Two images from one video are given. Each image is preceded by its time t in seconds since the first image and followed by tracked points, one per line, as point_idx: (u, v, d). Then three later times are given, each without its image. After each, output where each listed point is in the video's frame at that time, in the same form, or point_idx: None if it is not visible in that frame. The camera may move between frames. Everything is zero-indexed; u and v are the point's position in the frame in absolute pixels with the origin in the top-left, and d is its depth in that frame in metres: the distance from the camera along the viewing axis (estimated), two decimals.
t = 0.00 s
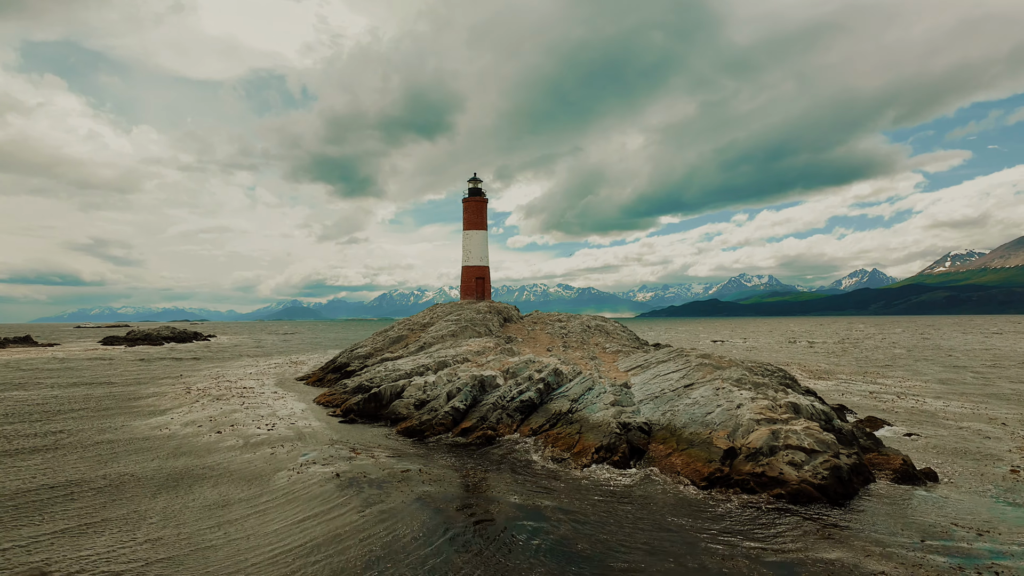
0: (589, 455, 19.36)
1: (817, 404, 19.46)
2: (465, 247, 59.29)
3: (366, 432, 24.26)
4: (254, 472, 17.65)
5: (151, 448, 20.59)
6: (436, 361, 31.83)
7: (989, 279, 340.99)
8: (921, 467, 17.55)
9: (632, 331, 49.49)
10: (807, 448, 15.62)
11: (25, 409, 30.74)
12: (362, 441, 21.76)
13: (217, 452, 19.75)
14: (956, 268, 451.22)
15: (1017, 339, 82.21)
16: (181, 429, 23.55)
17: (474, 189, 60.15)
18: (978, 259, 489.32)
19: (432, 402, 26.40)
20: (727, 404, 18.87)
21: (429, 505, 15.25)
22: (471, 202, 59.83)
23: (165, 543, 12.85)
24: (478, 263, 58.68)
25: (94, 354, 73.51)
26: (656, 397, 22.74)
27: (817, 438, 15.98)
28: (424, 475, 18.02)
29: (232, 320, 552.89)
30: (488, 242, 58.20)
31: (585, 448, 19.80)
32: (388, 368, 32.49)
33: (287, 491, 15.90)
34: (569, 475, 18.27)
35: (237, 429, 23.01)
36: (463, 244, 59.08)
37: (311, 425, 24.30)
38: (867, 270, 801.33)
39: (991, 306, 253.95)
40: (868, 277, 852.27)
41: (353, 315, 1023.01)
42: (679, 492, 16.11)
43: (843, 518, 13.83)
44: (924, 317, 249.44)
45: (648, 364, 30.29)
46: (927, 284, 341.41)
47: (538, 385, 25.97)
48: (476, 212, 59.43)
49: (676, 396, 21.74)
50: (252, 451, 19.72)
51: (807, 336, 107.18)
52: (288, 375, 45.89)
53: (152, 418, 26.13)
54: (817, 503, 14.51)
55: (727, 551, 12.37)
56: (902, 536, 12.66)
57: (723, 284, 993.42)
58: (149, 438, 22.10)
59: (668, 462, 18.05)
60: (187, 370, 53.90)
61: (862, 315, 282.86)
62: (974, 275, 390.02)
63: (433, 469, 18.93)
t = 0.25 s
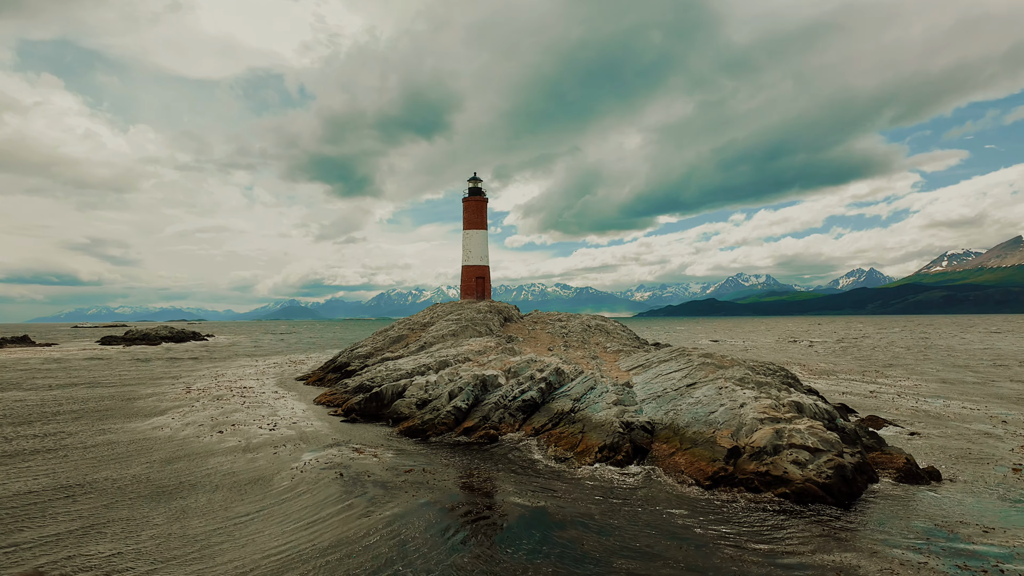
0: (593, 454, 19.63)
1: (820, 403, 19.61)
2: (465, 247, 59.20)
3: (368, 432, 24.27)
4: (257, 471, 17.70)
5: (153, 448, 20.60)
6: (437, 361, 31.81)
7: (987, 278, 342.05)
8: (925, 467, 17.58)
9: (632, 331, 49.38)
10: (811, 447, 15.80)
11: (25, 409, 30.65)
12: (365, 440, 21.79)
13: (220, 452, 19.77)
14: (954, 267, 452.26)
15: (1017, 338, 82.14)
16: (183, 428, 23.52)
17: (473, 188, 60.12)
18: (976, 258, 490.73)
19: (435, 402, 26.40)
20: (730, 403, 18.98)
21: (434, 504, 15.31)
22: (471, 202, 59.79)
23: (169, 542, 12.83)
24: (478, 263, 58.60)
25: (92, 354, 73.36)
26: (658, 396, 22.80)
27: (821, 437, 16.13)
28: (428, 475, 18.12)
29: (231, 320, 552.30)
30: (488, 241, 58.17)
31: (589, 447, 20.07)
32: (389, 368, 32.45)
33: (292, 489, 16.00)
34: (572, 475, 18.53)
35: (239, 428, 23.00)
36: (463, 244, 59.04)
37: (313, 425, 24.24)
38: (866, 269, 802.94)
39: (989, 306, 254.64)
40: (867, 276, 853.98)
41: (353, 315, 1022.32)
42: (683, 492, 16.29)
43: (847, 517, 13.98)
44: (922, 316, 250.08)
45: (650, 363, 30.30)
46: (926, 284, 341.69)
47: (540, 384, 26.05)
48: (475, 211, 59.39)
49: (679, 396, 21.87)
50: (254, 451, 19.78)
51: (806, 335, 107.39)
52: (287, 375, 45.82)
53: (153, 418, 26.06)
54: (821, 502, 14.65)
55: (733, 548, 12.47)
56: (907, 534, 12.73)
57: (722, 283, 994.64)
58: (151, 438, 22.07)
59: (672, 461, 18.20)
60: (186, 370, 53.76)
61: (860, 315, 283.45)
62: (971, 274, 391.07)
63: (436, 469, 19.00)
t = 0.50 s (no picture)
0: (596, 454, 19.68)
1: (823, 403, 19.74)
2: (464, 246, 59.11)
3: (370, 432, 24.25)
4: (260, 470, 17.72)
5: (154, 448, 20.60)
6: (438, 360, 31.76)
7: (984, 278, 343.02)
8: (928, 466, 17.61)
9: (632, 330, 49.34)
10: (815, 446, 15.93)
11: (24, 409, 30.56)
12: (366, 440, 21.76)
13: (223, 451, 19.79)
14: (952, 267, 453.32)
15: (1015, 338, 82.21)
16: (184, 428, 23.48)
17: (473, 187, 60.03)
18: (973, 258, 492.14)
19: (436, 401, 26.37)
20: (733, 403, 19.08)
21: (437, 505, 15.33)
22: (471, 201, 59.67)
23: (174, 543, 12.84)
24: (477, 263, 58.53)
25: (90, 353, 73.17)
26: (660, 396, 22.88)
27: (825, 436, 16.24)
28: (432, 475, 18.15)
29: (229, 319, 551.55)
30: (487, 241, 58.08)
31: (592, 447, 20.13)
32: (390, 367, 32.36)
33: (296, 489, 16.04)
34: (576, 476, 18.54)
35: (240, 428, 22.97)
36: (462, 243, 58.94)
37: (314, 425, 24.20)
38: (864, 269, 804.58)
39: (987, 305, 255.28)
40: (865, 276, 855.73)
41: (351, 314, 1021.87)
42: (688, 492, 16.42)
43: (851, 516, 14.09)
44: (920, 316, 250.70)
45: (651, 363, 30.31)
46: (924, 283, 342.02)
47: (541, 384, 26.07)
48: (475, 211, 59.31)
49: (681, 395, 21.94)
50: (256, 450, 19.78)
51: (805, 335, 107.53)
52: (286, 375, 45.71)
53: (154, 418, 26.01)
54: (825, 501, 14.75)
55: (738, 547, 12.55)
56: (910, 532, 12.79)
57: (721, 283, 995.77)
58: (152, 438, 22.04)
59: (675, 460, 18.34)
60: (185, 369, 53.59)
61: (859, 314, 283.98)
62: (969, 274, 392.06)
63: (439, 469, 19.03)
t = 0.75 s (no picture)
0: (591, 453, 19.77)
1: (815, 402, 20.05)
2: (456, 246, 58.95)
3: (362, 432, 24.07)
4: (253, 471, 17.58)
5: (144, 449, 20.35)
6: (430, 361, 31.61)
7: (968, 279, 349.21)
8: (918, 464, 17.85)
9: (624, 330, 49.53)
10: (808, 446, 16.08)
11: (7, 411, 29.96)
12: (359, 440, 21.62)
13: (214, 452, 19.59)
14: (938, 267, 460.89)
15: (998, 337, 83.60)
16: (173, 429, 23.18)
17: (465, 187, 59.89)
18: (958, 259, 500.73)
19: (429, 402, 26.29)
20: (726, 402, 19.29)
21: (433, 505, 15.28)
22: (462, 201, 59.50)
23: (168, 545, 12.71)
24: (469, 263, 58.39)
25: (75, 354, 71.98)
26: (653, 395, 23.07)
27: (817, 436, 16.43)
28: (426, 476, 18.08)
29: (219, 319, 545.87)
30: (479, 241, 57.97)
31: (586, 447, 20.24)
32: (381, 367, 32.11)
33: (290, 490, 15.89)
34: (572, 475, 18.59)
35: (231, 429, 22.73)
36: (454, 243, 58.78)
37: (306, 425, 24.00)
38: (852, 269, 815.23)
39: (971, 305, 259.81)
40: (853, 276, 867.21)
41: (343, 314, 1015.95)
42: (682, 492, 16.51)
43: (844, 515, 14.26)
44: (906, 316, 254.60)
45: (644, 362, 30.45)
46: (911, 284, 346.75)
47: (535, 383, 26.10)
48: (467, 211, 59.17)
49: (674, 395, 22.11)
50: (247, 451, 19.58)
51: (793, 335, 108.78)
52: (277, 375, 45.28)
53: (143, 419, 25.65)
54: (819, 500, 14.87)
55: (735, 546, 12.63)
56: (904, 530, 12.95)
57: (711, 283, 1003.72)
58: (141, 439, 21.75)
59: (669, 459, 18.48)
60: (172, 370, 52.81)
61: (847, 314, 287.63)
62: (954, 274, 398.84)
63: (434, 470, 18.96)
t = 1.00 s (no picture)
0: (580, 453, 20.13)
1: (800, 402, 20.49)
2: (442, 246, 58.80)
3: (350, 433, 23.92)
4: (239, 473, 17.35)
5: (125, 451, 19.91)
6: (418, 361, 31.53)
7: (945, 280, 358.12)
8: (898, 462, 18.33)
9: (609, 331, 50.06)
10: (794, 444, 16.37)
11: None
12: (348, 441, 21.48)
13: (200, 454, 19.29)
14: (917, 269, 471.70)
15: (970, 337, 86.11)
16: (156, 431, 22.70)
17: (451, 187, 59.79)
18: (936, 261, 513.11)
19: (417, 402, 26.25)
20: (713, 402, 19.71)
21: (424, 506, 15.27)
22: (449, 201, 59.39)
23: (155, 548, 12.52)
24: (455, 263, 58.28)
25: (50, 355, 70.02)
26: (640, 395, 23.81)
27: (803, 434, 16.74)
28: (416, 477, 18.05)
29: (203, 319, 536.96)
30: (465, 241, 57.93)
31: (575, 447, 20.61)
32: (368, 368, 31.87)
33: (278, 491, 15.72)
34: (561, 475, 18.84)
35: (216, 430, 22.36)
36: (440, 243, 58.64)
37: (293, 426, 23.74)
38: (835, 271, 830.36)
39: (949, 307, 266.34)
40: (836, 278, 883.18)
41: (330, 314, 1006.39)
42: (672, 491, 16.73)
43: (829, 512, 14.57)
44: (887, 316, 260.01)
45: (630, 362, 30.78)
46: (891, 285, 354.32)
47: (522, 384, 26.46)
48: (453, 211, 59.09)
49: (662, 395, 22.60)
50: (233, 453, 19.31)
51: (775, 335, 110.66)
52: (261, 375, 44.64)
53: (122, 421, 25.05)
54: (805, 498, 15.16)
55: (725, 543, 12.86)
56: (887, 527, 13.27)
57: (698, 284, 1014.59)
58: (122, 441, 21.26)
59: (658, 459, 18.80)
60: (152, 371, 51.65)
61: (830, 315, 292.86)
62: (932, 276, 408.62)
63: (423, 470, 18.95)
